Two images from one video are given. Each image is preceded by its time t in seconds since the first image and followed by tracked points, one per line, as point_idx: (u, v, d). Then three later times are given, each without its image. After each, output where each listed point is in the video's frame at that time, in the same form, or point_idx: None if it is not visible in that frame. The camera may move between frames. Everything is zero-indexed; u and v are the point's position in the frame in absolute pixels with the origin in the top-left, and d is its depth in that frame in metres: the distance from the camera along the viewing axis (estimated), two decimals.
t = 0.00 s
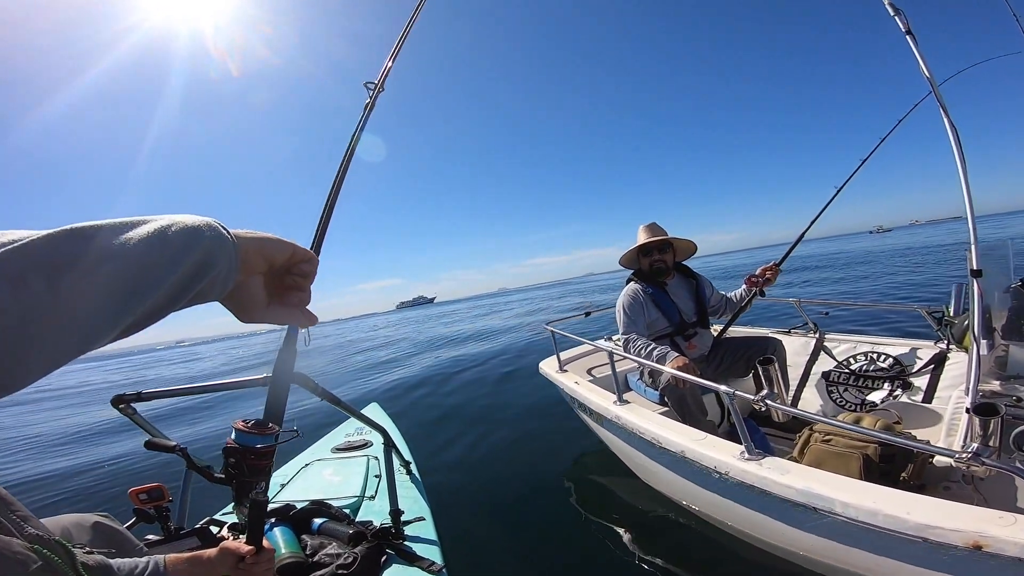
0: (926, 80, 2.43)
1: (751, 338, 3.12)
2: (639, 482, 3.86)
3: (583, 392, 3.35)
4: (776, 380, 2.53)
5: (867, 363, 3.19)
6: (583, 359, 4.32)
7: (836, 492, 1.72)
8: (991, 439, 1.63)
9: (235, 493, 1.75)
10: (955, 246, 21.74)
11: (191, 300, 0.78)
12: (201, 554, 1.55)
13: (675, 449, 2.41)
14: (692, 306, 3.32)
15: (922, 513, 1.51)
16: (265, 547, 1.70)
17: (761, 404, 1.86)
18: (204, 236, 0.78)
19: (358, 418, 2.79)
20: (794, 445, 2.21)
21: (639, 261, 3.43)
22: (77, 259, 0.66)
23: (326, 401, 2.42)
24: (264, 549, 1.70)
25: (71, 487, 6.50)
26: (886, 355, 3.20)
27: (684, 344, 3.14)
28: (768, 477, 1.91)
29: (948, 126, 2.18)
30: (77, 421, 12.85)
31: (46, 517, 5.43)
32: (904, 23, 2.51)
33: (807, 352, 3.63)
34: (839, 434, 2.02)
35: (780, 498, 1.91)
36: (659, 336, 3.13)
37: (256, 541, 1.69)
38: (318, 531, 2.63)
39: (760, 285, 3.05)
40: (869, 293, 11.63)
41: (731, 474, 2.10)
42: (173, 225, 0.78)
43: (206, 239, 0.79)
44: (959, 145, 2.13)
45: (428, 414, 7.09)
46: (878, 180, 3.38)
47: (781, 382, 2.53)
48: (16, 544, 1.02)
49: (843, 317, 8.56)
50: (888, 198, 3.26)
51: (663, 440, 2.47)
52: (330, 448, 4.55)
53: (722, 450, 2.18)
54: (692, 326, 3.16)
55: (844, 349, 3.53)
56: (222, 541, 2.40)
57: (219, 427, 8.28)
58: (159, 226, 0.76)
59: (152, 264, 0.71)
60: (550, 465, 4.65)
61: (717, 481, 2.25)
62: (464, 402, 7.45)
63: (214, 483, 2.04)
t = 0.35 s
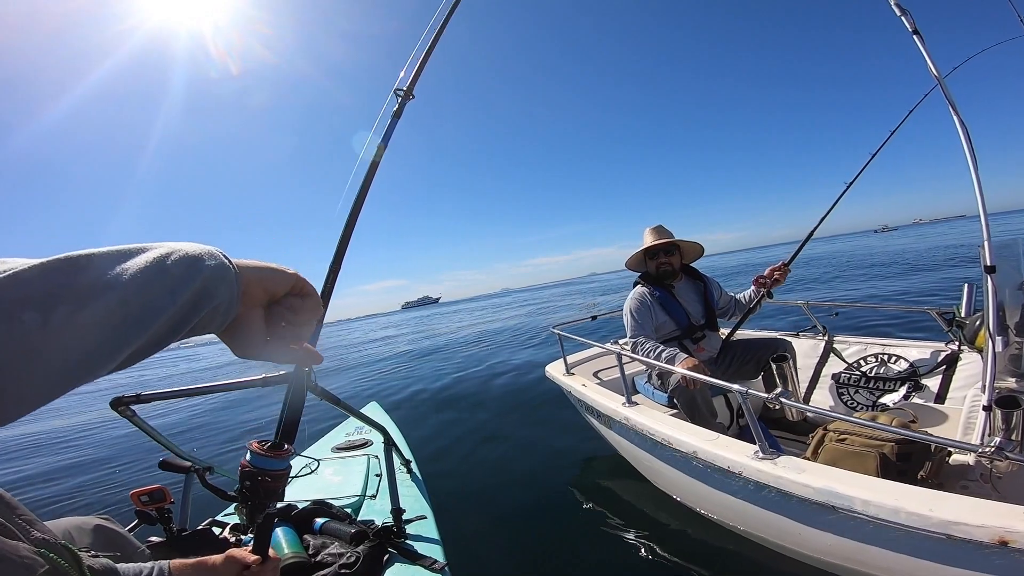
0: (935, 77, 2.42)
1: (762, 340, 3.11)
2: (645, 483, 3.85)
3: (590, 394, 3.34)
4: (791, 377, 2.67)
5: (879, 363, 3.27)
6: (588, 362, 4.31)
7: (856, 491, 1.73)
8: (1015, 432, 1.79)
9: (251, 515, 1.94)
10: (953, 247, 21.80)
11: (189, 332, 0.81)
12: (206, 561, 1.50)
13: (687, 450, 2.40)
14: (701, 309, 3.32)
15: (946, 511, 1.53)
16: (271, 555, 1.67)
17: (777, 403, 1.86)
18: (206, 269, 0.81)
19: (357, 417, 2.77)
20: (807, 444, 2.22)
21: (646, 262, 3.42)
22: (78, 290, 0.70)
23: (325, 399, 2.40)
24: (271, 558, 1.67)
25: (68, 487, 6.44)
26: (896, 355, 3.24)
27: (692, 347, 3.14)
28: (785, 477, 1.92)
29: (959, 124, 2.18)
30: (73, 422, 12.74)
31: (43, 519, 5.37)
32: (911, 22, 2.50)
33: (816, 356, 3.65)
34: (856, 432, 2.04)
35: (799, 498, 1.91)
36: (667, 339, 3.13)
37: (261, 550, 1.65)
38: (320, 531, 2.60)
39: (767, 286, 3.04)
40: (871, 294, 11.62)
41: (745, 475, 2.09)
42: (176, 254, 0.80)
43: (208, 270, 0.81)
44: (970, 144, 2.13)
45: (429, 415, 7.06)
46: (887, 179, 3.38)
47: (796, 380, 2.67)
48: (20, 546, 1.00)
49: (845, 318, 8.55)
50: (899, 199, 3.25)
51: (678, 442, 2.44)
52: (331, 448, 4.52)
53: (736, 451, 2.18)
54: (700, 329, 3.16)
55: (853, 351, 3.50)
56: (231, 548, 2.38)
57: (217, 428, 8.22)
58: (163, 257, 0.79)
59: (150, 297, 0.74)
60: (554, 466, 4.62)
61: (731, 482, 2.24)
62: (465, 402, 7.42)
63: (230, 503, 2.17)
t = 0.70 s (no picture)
0: (939, 82, 2.45)
1: (764, 345, 3.14)
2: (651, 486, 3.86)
3: (593, 398, 3.36)
4: (796, 378, 2.68)
5: (881, 370, 3.26)
6: (591, 367, 4.34)
7: (864, 492, 1.75)
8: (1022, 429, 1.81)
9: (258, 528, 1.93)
10: (958, 249, 21.71)
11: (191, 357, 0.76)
12: (215, 564, 1.54)
13: (691, 452, 2.41)
14: (707, 313, 3.34)
15: (955, 510, 1.55)
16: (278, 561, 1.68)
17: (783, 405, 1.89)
18: (204, 292, 0.74)
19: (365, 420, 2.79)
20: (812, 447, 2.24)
21: (653, 266, 3.44)
22: (69, 313, 0.65)
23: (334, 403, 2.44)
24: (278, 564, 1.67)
25: (77, 489, 6.50)
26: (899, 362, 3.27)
27: (699, 351, 3.16)
28: (792, 478, 1.93)
29: (963, 128, 2.20)
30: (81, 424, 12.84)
31: (53, 521, 5.43)
32: (915, 27, 2.53)
33: (819, 362, 3.68)
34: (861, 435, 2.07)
35: (806, 500, 1.93)
36: (673, 343, 3.15)
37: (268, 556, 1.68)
38: (330, 534, 2.62)
39: (773, 291, 3.07)
40: (875, 297, 11.63)
41: (751, 477, 2.11)
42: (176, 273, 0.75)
43: (209, 294, 0.75)
44: (974, 147, 2.15)
45: (435, 418, 7.09)
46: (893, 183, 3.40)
47: (802, 381, 2.68)
48: (27, 553, 1.02)
49: (850, 321, 8.55)
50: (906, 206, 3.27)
51: (681, 444, 2.47)
52: (338, 451, 4.55)
53: (741, 453, 2.20)
54: (706, 334, 3.18)
55: (856, 357, 3.52)
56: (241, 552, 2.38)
57: (224, 431, 8.28)
58: (161, 275, 0.74)
59: (140, 326, 0.69)
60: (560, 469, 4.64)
61: (736, 484, 2.26)
62: (471, 405, 7.44)
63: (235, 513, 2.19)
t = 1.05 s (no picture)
0: (941, 88, 2.46)
1: (762, 348, 3.14)
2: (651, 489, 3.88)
3: (590, 401, 3.36)
4: (792, 384, 2.69)
5: (878, 375, 3.30)
6: (590, 369, 4.35)
7: (857, 498, 1.75)
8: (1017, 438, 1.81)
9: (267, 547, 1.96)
10: (963, 249, 21.61)
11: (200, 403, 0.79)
12: (217, 569, 1.56)
13: (687, 456, 2.42)
14: (705, 316, 3.35)
15: (946, 517, 1.56)
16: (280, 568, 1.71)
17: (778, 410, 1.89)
18: (214, 346, 0.76)
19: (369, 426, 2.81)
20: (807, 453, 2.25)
21: (652, 268, 3.44)
22: (77, 369, 0.68)
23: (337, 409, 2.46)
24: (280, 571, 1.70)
25: (84, 493, 6.55)
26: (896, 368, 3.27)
27: (696, 354, 3.16)
28: (786, 484, 1.94)
29: (964, 135, 2.21)
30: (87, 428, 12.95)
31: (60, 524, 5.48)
32: (919, 32, 2.53)
33: (817, 364, 3.67)
34: (856, 441, 2.07)
35: (800, 506, 1.94)
36: (670, 345, 3.15)
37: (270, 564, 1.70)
38: (333, 539, 2.64)
39: (771, 295, 3.07)
40: (879, 298, 11.62)
41: (746, 482, 2.12)
42: (185, 323, 0.76)
43: (218, 347, 0.77)
44: (975, 153, 2.16)
45: (438, 422, 7.11)
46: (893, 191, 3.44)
47: (798, 388, 2.69)
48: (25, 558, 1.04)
49: (853, 324, 8.54)
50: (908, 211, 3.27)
51: (677, 448, 2.48)
52: (341, 456, 4.58)
53: (736, 458, 2.20)
54: (703, 336, 3.19)
55: (853, 361, 3.52)
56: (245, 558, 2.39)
57: (229, 434, 8.32)
58: (170, 326, 0.75)
59: (150, 381, 0.71)
60: (561, 473, 4.65)
61: (731, 489, 2.26)
62: (473, 409, 7.46)
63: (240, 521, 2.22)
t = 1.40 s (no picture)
0: (953, 89, 2.42)
1: (758, 347, 3.13)
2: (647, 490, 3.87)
3: (588, 399, 3.34)
4: (793, 386, 2.69)
5: (876, 376, 3.28)
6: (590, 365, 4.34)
7: (853, 500, 1.74)
8: (1016, 445, 1.80)
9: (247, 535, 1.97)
10: (963, 249, 21.60)
11: (178, 399, 0.78)
12: (208, 567, 1.53)
13: (685, 456, 2.40)
14: (700, 313, 3.33)
15: (941, 521, 1.54)
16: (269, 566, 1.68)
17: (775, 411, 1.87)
18: (195, 338, 0.76)
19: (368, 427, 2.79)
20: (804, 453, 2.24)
21: (647, 266, 3.42)
22: (55, 362, 0.67)
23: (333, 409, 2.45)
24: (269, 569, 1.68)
25: (79, 490, 6.53)
26: (894, 368, 3.24)
27: (692, 351, 3.15)
28: (783, 485, 1.92)
29: (974, 137, 2.18)
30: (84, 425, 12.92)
31: (56, 522, 5.47)
32: (932, 33, 2.50)
33: (814, 364, 3.66)
34: (853, 443, 2.06)
35: (796, 507, 1.92)
36: (666, 342, 3.14)
37: (262, 562, 1.67)
38: (327, 540, 2.63)
39: (768, 292, 3.06)
40: (878, 297, 11.61)
41: (743, 482, 2.10)
42: (167, 317, 0.77)
43: (199, 340, 0.77)
44: (984, 154, 2.13)
45: (436, 421, 7.10)
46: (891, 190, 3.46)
47: (798, 390, 2.68)
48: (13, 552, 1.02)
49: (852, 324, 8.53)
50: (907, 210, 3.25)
51: (674, 447, 2.46)
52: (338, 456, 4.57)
53: (734, 458, 2.18)
54: (699, 333, 3.17)
55: (852, 361, 3.48)
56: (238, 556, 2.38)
57: (226, 432, 8.31)
58: (152, 320, 0.76)
59: (128, 373, 0.71)
60: (557, 474, 4.64)
61: (729, 490, 2.25)
62: (471, 408, 7.46)
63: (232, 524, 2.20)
